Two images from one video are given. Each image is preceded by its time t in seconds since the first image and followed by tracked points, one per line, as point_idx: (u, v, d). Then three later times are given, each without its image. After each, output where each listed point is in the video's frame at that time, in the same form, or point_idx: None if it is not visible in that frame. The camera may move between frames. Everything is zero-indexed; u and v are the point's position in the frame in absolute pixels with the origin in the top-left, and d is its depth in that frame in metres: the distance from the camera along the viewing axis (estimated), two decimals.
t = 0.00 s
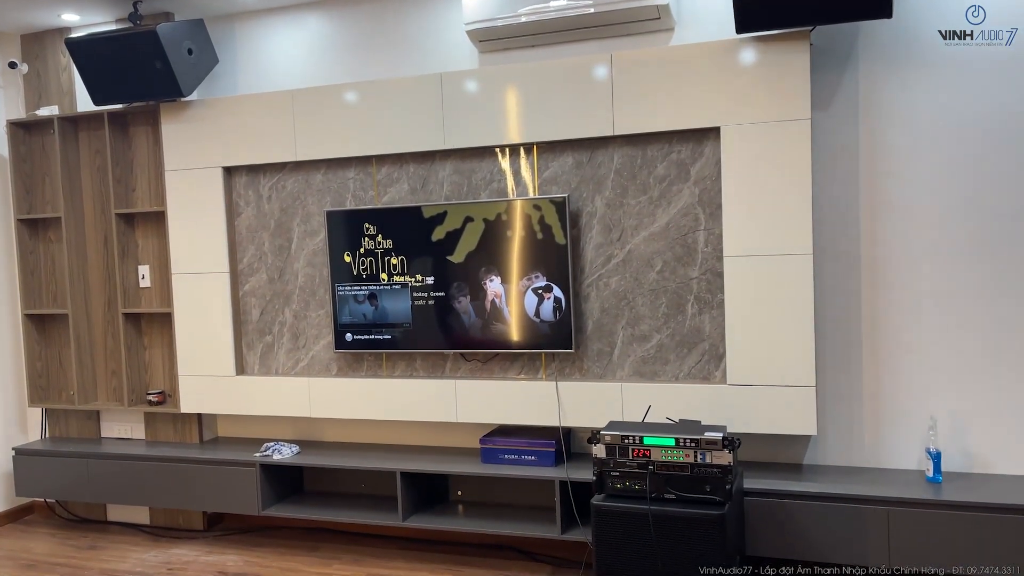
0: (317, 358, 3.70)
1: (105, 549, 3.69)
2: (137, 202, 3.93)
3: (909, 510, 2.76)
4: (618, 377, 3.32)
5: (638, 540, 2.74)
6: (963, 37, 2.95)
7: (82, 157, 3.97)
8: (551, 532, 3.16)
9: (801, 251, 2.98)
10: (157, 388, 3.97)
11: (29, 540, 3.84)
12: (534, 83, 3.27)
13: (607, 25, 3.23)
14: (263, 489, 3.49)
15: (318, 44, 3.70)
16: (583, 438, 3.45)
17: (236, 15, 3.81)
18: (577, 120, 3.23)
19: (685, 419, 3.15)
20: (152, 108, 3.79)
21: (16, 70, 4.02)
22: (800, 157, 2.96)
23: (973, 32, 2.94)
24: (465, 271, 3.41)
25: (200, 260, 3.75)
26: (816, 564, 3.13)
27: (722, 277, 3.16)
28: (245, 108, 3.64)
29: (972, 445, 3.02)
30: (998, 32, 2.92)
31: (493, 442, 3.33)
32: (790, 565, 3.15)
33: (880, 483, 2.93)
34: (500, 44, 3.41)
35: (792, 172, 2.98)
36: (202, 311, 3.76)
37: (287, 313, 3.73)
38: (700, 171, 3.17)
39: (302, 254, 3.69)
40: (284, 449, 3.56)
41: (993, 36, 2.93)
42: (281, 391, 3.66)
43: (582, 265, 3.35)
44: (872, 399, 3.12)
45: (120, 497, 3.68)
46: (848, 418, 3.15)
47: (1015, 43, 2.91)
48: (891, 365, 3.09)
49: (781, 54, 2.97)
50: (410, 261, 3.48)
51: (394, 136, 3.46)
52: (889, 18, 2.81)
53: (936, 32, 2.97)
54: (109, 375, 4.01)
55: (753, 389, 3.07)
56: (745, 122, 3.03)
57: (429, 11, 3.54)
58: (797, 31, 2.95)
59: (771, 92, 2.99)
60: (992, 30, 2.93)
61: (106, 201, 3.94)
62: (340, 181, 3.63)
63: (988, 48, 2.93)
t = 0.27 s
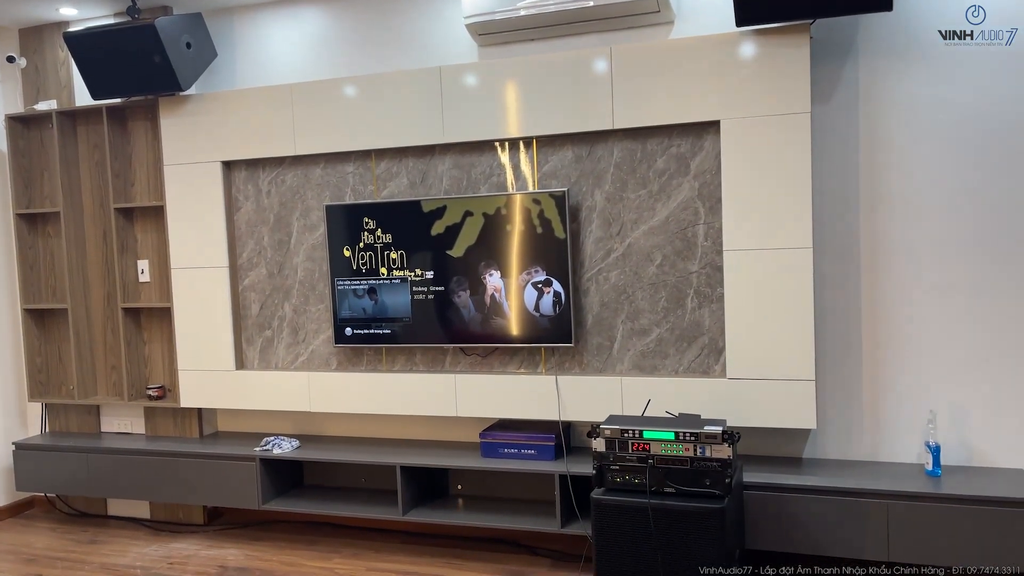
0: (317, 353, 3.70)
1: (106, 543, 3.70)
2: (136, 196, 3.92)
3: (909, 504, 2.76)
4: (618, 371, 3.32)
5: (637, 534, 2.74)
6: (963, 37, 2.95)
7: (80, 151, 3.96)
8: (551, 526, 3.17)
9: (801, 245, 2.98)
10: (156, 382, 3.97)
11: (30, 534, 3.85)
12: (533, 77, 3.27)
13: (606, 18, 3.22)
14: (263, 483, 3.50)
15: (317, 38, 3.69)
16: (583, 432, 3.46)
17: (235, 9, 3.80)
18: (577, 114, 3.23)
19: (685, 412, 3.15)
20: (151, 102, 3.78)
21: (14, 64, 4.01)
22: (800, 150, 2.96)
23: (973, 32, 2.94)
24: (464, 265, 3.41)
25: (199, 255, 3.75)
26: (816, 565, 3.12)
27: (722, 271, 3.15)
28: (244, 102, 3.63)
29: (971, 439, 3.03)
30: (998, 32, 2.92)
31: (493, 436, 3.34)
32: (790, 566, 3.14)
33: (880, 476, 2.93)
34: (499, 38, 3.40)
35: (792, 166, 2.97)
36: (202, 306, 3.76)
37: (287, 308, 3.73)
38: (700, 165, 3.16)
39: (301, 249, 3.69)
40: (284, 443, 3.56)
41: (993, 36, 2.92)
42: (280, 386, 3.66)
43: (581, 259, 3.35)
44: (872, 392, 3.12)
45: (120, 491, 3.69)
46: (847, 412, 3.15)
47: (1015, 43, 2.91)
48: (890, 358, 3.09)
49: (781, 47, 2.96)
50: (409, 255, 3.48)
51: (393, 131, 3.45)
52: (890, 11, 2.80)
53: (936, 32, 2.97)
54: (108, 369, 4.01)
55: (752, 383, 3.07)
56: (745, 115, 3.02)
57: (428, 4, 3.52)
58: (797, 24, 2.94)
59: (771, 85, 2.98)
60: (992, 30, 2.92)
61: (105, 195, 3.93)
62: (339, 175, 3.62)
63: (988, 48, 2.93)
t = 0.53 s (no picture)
0: (317, 348, 3.70)
1: (106, 538, 3.70)
2: (134, 191, 3.92)
3: (909, 498, 2.77)
4: (617, 365, 3.32)
5: (637, 529, 2.74)
6: (963, 37, 2.95)
7: (79, 146, 3.96)
8: (551, 520, 3.17)
9: (800, 239, 2.98)
10: (156, 377, 3.97)
11: (30, 529, 3.85)
12: (533, 71, 3.26)
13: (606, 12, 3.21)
14: (263, 479, 3.50)
15: (316, 33, 3.68)
16: (582, 427, 3.46)
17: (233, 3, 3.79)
18: (576, 109, 3.22)
19: (684, 407, 3.15)
20: (150, 97, 3.77)
21: (12, 59, 4.01)
22: (799, 144, 2.95)
23: (973, 32, 2.94)
24: (464, 260, 3.41)
25: (198, 250, 3.75)
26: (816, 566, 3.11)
27: (721, 266, 3.15)
28: (243, 97, 3.63)
29: (970, 433, 3.03)
30: (998, 32, 2.92)
31: (492, 431, 3.34)
32: (790, 566, 3.13)
33: (879, 470, 2.94)
34: (499, 32, 3.40)
35: (791, 160, 2.97)
36: (201, 301, 3.76)
37: (286, 303, 3.73)
38: (699, 159, 3.16)
39: (300, 244, 3.69)
40: (284, 438, 3.57)
41: (993, 36, 2.92)
42: (280, 381, 3.66)
43: (581, 254, 3.35)
44: (871, 386, 3.12)
45: (120, 486, 3.69)
46: (847, 406, 3.15)
47: (1015, 42, 2.90)
48: (890, 352, 3.09)
49: (780, 41, 2.95)
50: (409, 250, 3.47)
51: (392, 125, 3.45)
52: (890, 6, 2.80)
53: (936, 32, 2.96)
54: (108, 365, 4.01)
55: (751, 377, 3.08)
56: (744, 110, 3.02)
57: None
58: (796, 18, 2.93)
59: (771, 79, 2.97)
60: (992, 30, 2.92)
61: (104, 190, 3.93)
62: (338, 170, 3.62)
63: (988, 48, 2.93)
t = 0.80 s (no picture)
0: (316, 343, 3.70)
1: (106, 534, 3.71)
2: (133, 186, 3.92)
3: (908, 492, 2.77)
4: (617, 360, 3.32)
5: (637, 524, 2.75)
6: (963, 37, 2.94)
7: (77, 142, 3.95)
8: (550, 515, 3.18)
9: (800, 234, 2.97)
10: (156, 373, 3.97)
11: (30, 525, 3.86)
12: (532, 66, 3.25)
13: (605, 7, 3.20)
14: (263, 474, 3.50)
15: (314, 28, 3.67)
16: (582, 422, 3.46)
17: None
18: (575, 103, 3.22)
19: (683, 402, 3.15)
20: (148, 92, 3.76)
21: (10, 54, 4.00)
22: (799, 139, 2.95)
23: (973, 32, 2.93)
24: (463, 256, 3.41)
25: (197, 245, 3.74)
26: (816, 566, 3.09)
27: (721, 261, 3.15)
28: (241, 92, 3.62)
29: (969, 428, 3.04)
30: (998, 32, 2.91)
31: (492, 426, 3.34)
32: (790, 566, 3.11)
33: (878, 464, 2.94)
34: (498, 27, 3.39)
35: (790, 155, 2.97)
36: (200, 296, 3.76)
37: (285, 299, 3.73)
38: (698, 154, 3.16)
39: (300, 239, 3.68)
40: (283, 433, 3.57)
41: (993, 36, 2.92)
42: (279, 376, 3.66)
43: (580, 249, 3.35)
44: (870, 381, 3.12)
45: (120, 482, 3.70)
46: (846, 401, 3.16)
47: (1014, 42, 2.90)
48: (888, 346, 3.09)
49: (780, 35, 2.95)
50: (408, 246, 3.47)
51: (391, 120, 3.44)
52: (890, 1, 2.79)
53: (936, 32, 2.96)
54: (107, 360, 4.01)
55: (751, 372, 3.08)
56: (743, 104, 3.01)
57: None
58: (796, 12, 2.92)
59: (770, 74, 2.97)
60: (992, 30, 2.92)
61: (102, 186, 3.92)
62: (337, 165, 3.61)
63: (988, 47, 2.92)
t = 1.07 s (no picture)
0: (315, 338, 3.70)
1: (106, 529, 3.71)
2: (132, 182, 3.91)
3: (908, 486, 2.77)
4: (616, 355, 3.32)
5: (636, 518, 2.75)
6: (963, 37, 2.94)
7: (76, 137, 3.94)
8: (550, 510, 3.18)
9: (799, 229, 2.97)
10: (155, 368, 3.98)
11: (30, 520, 3.86)
12: (531, 61, 3.25)
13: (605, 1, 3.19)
14: (263, 469, 3.50)
15: (313, 22, 3.66)
16: (581, 416, 3.47)
17: None
18: (574, 98, 3.21)
19: (683, 396, 3.15)
20: (146, 87, 3.76)
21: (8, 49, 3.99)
22: (798, 133, 2.95)
23: (974, 32, 2.93)
24: (463, 251, 3.40)
25: (196, 240, 3.74)
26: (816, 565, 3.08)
27: (720, 255, 3.15)
28: (240, 87, 3.61)
29: (968, 422, 3.04)
30: (998, 32, 2.91)
31: (491, 421, 3.34)
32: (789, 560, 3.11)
33: (877, 459, 2.94)
34: (497, 21, 3.38)
35: (790, 149, 2.96)
36: (200, 291, 3.75)
37: (284, 294, 3.73)
38: (698, 148, 3.15)
39: (299, 234, 3.68)
40: (283, 429, 3.57)
41: (993, 36, 2.91)
42: (279, 371, 3.67)
43: (580, 243, 3.35)
44: (870, 376, 3.13)
45: (120, 477, 3.70)
46: (845, 395, 3.16)
47: (1015, 42, 2.89)
48: (888, 340, 3.09)
49: (779, 29, 2.94)
50: (407, 241, 3.47)
51: (390, 115, 3.44)
52: None
53: (937, 32, 2.95)
54: (106, 356, 4.01)
55: (750, 367, 3.08)
56: (743, 98, 3.00)
57: None
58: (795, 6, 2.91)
59: (770, 67, 2.96)
60: (992, 30, 2.91)
61: (101, 182, 3.92)
62: (336, 160, 3.61)
63: (988, 47, 2.92)
